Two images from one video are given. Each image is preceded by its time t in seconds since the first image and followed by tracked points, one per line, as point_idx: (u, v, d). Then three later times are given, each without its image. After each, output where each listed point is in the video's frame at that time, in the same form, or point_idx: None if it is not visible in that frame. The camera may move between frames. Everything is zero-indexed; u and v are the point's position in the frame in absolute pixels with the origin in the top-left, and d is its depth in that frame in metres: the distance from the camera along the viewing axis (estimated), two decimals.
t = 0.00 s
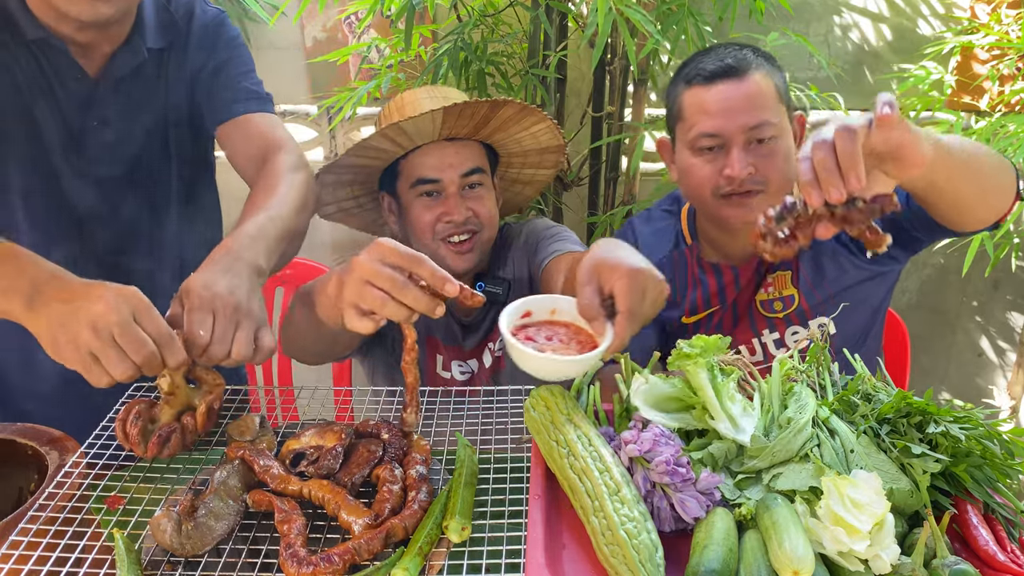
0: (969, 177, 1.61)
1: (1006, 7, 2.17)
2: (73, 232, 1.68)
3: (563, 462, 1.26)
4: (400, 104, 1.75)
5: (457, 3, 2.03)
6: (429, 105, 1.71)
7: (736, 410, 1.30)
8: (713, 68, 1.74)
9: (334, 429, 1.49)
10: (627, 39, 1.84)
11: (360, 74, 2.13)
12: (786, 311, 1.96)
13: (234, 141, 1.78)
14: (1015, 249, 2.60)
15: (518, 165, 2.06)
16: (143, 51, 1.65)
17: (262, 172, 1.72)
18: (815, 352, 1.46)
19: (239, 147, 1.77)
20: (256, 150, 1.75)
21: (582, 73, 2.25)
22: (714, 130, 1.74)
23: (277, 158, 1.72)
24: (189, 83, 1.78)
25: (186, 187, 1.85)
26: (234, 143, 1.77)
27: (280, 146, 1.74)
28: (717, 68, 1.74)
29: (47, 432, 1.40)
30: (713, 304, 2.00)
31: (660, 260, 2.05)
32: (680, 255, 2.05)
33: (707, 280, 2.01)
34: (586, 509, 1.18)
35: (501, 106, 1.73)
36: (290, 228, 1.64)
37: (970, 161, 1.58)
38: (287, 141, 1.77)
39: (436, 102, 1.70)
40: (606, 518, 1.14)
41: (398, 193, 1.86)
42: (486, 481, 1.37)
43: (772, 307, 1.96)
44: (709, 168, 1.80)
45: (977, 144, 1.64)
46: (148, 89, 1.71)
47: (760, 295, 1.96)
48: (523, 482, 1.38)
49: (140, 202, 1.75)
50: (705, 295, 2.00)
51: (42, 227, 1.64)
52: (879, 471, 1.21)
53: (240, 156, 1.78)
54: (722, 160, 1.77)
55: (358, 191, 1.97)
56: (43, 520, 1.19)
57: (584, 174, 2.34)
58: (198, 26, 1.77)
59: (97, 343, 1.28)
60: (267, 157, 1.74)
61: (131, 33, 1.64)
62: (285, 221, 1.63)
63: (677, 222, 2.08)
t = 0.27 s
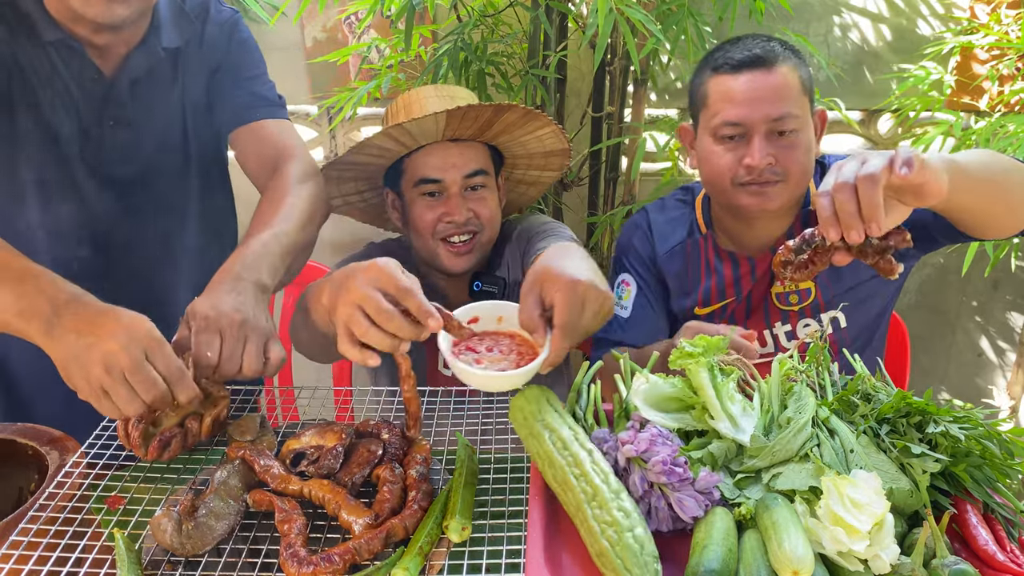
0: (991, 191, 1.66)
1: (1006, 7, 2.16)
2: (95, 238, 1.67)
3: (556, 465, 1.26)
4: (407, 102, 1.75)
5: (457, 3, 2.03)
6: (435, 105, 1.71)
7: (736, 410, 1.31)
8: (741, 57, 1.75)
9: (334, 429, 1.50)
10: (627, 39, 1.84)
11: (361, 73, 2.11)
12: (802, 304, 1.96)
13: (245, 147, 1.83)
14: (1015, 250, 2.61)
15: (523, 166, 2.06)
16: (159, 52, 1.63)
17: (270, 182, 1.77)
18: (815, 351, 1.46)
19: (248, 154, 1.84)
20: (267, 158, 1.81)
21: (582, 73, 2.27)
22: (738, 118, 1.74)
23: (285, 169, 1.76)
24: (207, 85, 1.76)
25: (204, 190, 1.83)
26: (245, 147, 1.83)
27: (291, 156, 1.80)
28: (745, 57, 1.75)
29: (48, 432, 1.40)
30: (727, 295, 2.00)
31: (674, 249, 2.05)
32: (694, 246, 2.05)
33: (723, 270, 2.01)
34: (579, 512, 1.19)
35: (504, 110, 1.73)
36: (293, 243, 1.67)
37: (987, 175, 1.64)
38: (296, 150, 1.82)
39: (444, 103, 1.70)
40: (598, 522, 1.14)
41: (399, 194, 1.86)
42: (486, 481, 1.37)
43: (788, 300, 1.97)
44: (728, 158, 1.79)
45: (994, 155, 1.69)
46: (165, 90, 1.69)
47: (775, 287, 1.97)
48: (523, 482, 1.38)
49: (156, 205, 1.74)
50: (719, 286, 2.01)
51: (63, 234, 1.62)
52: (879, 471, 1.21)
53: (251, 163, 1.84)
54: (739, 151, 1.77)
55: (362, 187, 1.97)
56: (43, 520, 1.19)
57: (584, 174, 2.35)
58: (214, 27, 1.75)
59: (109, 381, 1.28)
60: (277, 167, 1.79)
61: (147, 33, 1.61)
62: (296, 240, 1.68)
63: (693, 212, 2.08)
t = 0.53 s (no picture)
0: None
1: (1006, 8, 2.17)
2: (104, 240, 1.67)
3: (556, 466, 1.26)
4: (411, 105, 1.74)
5: (457, 4, 2.04)
6: (437, 107, 1.71)
7: (736, 410, 1.31)
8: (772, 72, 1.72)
9: (334, 429, 1.50)
10: (626, 39, 1.85)
11: (358, 73, 2.11)
12: (818, 318, 1.93)
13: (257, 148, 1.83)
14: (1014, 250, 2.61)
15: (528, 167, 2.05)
16: (170, 53, 1.63)
17: (282, 180, 1.76)
18: (815, 351, 1.45)
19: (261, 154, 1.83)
20: (279, 156, 1.80)
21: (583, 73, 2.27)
22: (762, 135, 1.72)
23: (296, 169, 1.75)
24: (216, 88, 1.77)
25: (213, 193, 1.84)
26: (257, 145, 1.81)
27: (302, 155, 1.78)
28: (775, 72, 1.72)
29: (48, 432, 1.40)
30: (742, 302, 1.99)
31: (690, 253, 2.03)
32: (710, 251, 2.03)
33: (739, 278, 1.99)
34: (580, 511, 1.19)
35: (505, 113, 1.73)
36: (304, 243, 1.65)
37: None
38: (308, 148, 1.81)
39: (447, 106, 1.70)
40: (600, 522, 1.14)
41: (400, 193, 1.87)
42: (486, 481, 1.37)
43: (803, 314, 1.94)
44: (753, 173, 1.77)
45: None
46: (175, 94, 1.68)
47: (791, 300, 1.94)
48: (523, 482, 1.38)
49: (164, 208, 1.73)
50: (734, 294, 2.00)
51: (71, 236, 1.62)
52: (879, 471, 1.21)
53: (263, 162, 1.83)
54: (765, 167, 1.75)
55: (364, 186, 1.97)
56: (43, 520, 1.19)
57: (585, 175, 2.36)
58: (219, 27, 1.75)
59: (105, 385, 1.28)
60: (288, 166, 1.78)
61: (156, 35, 1.61)
62: (298, 239, 1.63)
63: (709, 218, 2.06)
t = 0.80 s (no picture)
0: None
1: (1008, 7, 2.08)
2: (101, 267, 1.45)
3: (557, 466, 1.26)
4: (414, 106, 1.67)
5: (457, 3, 1.98)
6: (444, 105, 1.68)
7: (736, 410, 1.31)
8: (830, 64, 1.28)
9: (334, 429, 1.50)
10: (626, 40, 1.86)
11: (357, 76, 1.52)
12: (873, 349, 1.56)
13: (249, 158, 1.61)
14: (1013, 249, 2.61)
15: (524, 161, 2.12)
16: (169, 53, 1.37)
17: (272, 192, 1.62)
18: (814, 351, 1.46)
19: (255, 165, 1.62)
20: (272, 168, 1.63)
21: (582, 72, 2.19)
22: (801, 147, 1.35)
23: (293, 179, 1.61)
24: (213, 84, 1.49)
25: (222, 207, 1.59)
26: (247, 153, 1.60)
27: (292, 163, 1.63)
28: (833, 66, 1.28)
29: (47, 432, 1.40)
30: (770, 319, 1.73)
31: (720, 260, 1.74)
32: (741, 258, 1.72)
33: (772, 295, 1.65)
34: (580, 511, 1.19)
35: (510, 111, 1.80)
36: (301, 244, 1.62)
37: None
38: (296, 156, 1.63)
39: (453, 102, 1.69)
40: (600, 522, 1.14)
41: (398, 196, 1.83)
42: (486, 482, 1.37)
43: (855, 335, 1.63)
44: (789, 186, 1.43)
45: None
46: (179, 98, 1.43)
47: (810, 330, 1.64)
48: (523, 482, 1.38)
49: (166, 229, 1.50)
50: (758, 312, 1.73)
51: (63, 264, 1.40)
52: (879, 471, 1.21)
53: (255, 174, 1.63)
54: (800, 183, 1.40)
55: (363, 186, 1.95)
56: (43, 520, 1.19)
57: (585, 175, 2.32)
58: None
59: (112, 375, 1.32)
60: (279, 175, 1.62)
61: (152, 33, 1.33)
62: (282, 252, 1.59)
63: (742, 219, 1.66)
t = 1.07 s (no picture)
0: None
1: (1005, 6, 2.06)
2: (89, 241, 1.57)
3: (556, 466, 1.26)
4: (421, 101, 1.63)
5: (457, 3, 1.95)
6: (449, 103, 1.66)
7: (736, 410, 1.32)
8: None
9: (333, 429, 1.49)
10: (626, 41, 1.86)
11: (359, 76, 1.42)
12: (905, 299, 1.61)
13: (239, 165, 1.62)
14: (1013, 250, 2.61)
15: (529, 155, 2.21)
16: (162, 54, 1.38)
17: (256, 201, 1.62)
18: (815, 352, 1.45)
19: (245, 172, 1.63)
20: (257, 177, 1.61)
21: (582, 73, 2.19)
22: (827, 83, 1.19)
23: (277, 188, 1.58)
24: (207, 86, 1.49)
25: (209, 203, 1.65)
26: (236, 162, 1.61)
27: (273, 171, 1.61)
28: None
29: (47, 432, 1.40)
30: (798, 259, 1.71)
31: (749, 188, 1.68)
32: (774, 194, 1.69)
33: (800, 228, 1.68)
34: (580, 511, 1.19)
35: (515, 109, 1.77)
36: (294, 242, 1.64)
37: None
38: (276, 162, 1.60)
39: (459, 98, 1.68)
40: (600, 522, 1.14)
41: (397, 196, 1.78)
42: (486, 481, 1.37)
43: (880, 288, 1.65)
44: (815, 124, 1.27)
45: None
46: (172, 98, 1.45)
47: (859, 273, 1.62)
48: (523, 482, 1.38)
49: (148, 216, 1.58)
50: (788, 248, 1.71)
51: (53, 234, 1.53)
52: (879, 471, 1.21)
53: (243, 179, 1.64)
54: (827, 121, 1.24)
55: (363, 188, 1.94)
56: (43, 520, 1.19)
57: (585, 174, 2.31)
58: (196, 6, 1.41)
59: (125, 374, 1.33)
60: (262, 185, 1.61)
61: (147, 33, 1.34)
62: (274, 256, 1.62)
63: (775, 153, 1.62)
